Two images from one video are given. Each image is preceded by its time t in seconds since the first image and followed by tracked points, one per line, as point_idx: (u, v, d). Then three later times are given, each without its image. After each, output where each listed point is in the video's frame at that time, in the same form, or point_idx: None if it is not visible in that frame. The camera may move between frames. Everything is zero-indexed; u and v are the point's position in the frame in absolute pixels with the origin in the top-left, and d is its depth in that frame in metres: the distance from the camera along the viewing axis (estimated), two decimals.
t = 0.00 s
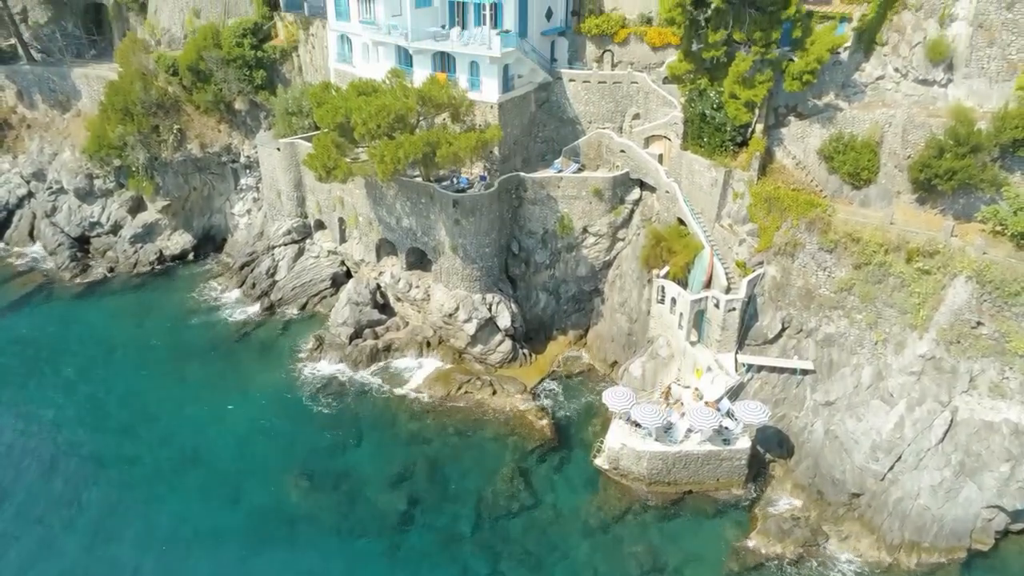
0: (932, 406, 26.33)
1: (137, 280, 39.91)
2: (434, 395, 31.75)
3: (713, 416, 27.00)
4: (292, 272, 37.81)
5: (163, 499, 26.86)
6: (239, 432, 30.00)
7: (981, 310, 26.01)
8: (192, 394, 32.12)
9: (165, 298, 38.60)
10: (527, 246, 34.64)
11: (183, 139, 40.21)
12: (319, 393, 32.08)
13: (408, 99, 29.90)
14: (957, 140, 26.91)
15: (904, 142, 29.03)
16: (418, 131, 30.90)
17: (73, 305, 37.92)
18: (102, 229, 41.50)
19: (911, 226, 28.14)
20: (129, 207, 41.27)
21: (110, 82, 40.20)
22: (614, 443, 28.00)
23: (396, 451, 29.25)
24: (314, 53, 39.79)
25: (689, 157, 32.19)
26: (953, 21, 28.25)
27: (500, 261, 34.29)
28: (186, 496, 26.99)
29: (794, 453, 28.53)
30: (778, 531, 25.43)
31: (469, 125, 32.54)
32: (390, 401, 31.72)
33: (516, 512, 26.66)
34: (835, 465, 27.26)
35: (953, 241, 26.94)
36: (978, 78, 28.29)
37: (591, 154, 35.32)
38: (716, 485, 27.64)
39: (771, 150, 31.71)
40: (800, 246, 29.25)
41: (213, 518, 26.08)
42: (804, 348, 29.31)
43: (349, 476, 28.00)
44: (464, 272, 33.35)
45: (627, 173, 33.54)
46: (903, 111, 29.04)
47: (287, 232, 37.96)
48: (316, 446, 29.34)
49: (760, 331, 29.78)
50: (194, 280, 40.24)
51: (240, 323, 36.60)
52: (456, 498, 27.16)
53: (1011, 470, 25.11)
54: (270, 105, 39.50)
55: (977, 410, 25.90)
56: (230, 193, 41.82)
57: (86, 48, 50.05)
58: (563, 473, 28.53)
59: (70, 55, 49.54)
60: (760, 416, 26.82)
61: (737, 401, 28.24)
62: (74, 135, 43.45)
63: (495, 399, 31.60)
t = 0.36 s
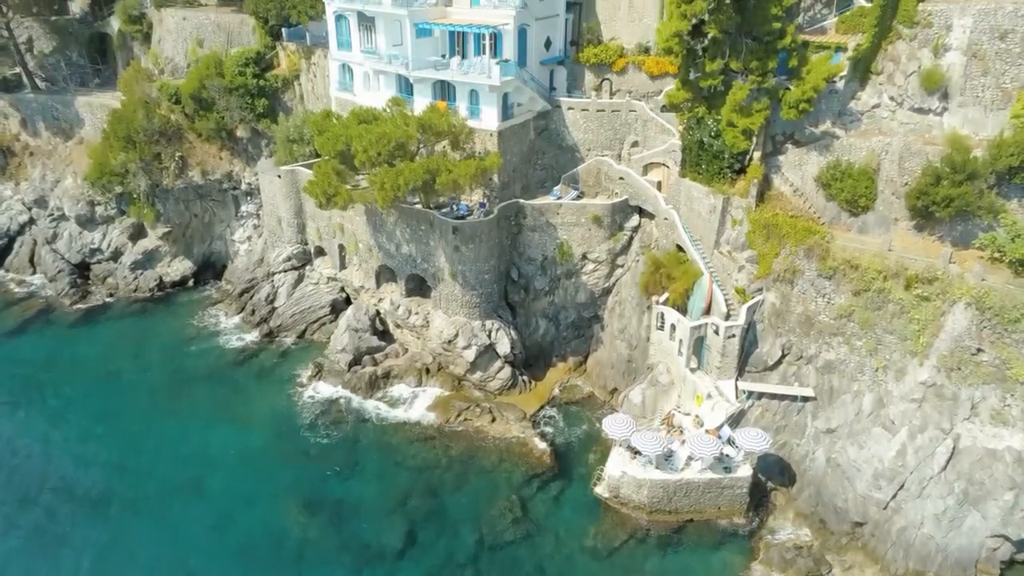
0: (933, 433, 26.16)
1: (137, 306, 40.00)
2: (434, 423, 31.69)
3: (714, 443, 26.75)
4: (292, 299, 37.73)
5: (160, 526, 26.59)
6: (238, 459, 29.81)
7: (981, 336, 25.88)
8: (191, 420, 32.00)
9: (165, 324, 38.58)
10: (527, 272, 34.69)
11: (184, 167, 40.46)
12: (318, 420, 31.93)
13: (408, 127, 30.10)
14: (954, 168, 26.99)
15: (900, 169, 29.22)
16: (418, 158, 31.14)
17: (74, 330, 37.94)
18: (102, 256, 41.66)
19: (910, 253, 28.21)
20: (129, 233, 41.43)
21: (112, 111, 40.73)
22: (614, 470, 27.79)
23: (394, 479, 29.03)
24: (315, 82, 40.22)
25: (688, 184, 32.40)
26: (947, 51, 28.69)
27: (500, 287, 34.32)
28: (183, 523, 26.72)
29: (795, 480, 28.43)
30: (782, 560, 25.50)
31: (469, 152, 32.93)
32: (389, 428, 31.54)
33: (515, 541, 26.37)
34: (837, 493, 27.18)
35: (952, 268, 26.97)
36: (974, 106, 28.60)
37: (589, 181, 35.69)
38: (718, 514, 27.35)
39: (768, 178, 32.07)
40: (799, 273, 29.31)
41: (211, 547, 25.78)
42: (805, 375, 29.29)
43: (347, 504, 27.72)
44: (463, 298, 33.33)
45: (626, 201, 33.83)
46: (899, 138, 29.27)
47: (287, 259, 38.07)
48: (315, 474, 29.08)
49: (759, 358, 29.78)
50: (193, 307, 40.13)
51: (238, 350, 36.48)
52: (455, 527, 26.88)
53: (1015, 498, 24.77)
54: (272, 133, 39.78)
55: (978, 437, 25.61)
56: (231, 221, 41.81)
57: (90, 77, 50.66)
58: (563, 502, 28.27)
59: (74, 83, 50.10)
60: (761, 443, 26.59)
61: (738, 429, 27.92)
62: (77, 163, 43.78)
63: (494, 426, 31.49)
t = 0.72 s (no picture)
0: (936, 463, 26.00)
1: (135, 333, 39.93)
2: (434, 451, 31.52)
3: (715, 471, 26.47)
4: (291, 325, 37.69)
5: (156, 556, 26.34)
6: (236, 487, 29.59)
7: (982, 364, 25.77)
8: (189, 448, 31.82)
9: (164, 351, 38.50)
10: (527, 300, 34.65)
11: (186, 195, 40.65)
12: (316, 448, 31.71)
13: (408, 156, 30.42)
14: (950, 196, 27.20)
15: (898, 198, 29.41)
16: (418, 186, 31.27)
17: (71, 359, 37.80)
18: (102, 283, 41.69)
19: (910, 281, 28.17)
20: (130, 261, 41.60)
21: (115, 139, 40.96)
22: (614, 500, 27.51)
23: (393, 508, 28.71)
24: (317, 111, 40.64)
25: (686, 212, 32.53)
26: (942, 81, 29.14)
27: (500, 315, 34.33)
28: (180, 553, 26.45)
29: (798, 510, 28.24)
30: None
31: (469, 181, 33.47)
32: (388, 457, 31.28)
33: (515, 571, 26.00)
34: (840, 522, 27.03)
35: (951, 295, 26.97)
36: (970, 135, 28.89)
37: (588, 209, 35.90)
38: (720, 544, 26.98)
39: (767, 207, 32.04)
40: (798, 300, 29.33)
41: None
42: (806, 404, 29.19)
43: (344, 534, 27.37)
44: (463, 325, 33.32)
45: (625, 228, 34.10)
46: (897, 167, 29.51)
47: (287, 286, 38.13)
48: (313, 503, 28.79)
49: (760, 386, 29.72)
50: (192, 334, 40.04)
51: (236, 378, 36.35)
52: (453, 558, 26.52)
53: (1020, 528, 24.15)
54: (273, 161, 40.01)
55: (982, 465, 25.32)
56: (232, 248, 41.97)
57: (93, 106, 51.26)
58: (563, 531, 27.96)
59: (77, 112, 50.59)
60: (762, 472, 26.45)
61: (740, 457, 27.66)
62: (79, 191, 44.10)
63: (493, 454, 31.32)
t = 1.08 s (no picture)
0: (941, 492, 25.70)
1: (134, 361, 39.78)
2: (433, 480, 31.24)
3: (717, 501, 25.95)
4: (291, 354, 37.65)
5: None
6: (231, 518, 29.20)
7: (984, 393, 25.73)
8: (184, 478, 31.47)
9: (162, 380, 38.30)
10: (527, 328, 34.62)
11: (186, 223, 40.78)
12: (314, 478, 31.42)
13: (409, 184, 30.58)
14: (948, 224, 27.31)
15: (896, 227, 29.55)
16: (418, 214, 31.38)
17: (68, 388, 37.54)
18: (102, 311, 41.77)
19: (910, 309, 28.21)
20: (130, 289, 41.68)
21: (118, 168, 41.27)
22: (617, 529, 26.95)
23: (392, 539, 28.36)
24: (318, 140, 40.98)
25: (685, 240, 32.60)
26: (937, 110, 29.45)
27: (500, 343, 34.28)
28: None
29: (801, 541, 27.59)
30: None
31: (469, 209, 33.49)
32: (387, 486, 30.95)
33: None
34: (845, 554, 26.56)
35: (952, 323, 27.03)
36: (966, 164, 29.12)
37: (587, 237, 36.01)
38: None
39: (766, 235, 32.01)
40: (798, 328, 29.30)
41: None
42: (807, 433, 29.03)
43: (343, 566, 26.93)
44: (463, 353, 33.23)
45: (625, 256, 34.10)
46: (895, 196, 29.70)
47: (287, 314, 38.11)
48: (309, 535, 28.35)
49: (761, 415, 29.50)
50: (190, 362, 39.95)
51: (234, 406, 36.13)
52: None
53: None
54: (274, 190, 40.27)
55: (986, 495, 25.17)
56: (232, 276, 42.01)
57: (97, 135, 51.75)
58: (564, 563, 27.57)
59: (81, 141, 51.06)
60: (764, 501, 25.85)
61: (742, 487, 27.35)
62: (80, 220, 44.31)
63: (493, 483, 31.05)
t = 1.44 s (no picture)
0: (946, 524, 25.57)
1: (133, 391, 39.57)
2: (432, 511, 30.86)
3: (719, 532, 25.52)
4: (290, 383, 37.52)
5: None
6: (226, 551, 28.76)
7: (987, 423, 25.55)
8: (180, 510, 31.08)
9: (160, 409, 38.07)
10: (527, 356, 34.50)
11: (187, 252, 40.84)
12: (311, 509, 31.05)
13: (410, 214, 30.69)
14: (947, 253, 27.34)
15: (895, 256, 29.58)
16: (418, 243, 31.49)
17: (63, 419, 37.16)
18: (101, 339, 41.64)
19: (910, 337, 28.17)
20: (129, 317, 41.57)
21: (121, 196, 41.32)
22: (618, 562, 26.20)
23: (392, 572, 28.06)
24: (320, 170, 41.18)
25: (685, 269, 32.64)
26: (933, 141, 29.72)
27: (500, 372, 34.16)
28: None
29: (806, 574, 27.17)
30: None
31: (469, 238, 33.61)
32: (385, 518, 30.60)
33: None
34: None
35: (952, 352, 27.00)
36: (964, 194, 29.31)
37: (587, 266, 36.18)
38: None
39: (766, 264, 32.18)
40: (799, 357, 29.25)
41: None
42: (809, 463, 28.74)
43: None
44: (463, 382, 33.12)
45: (625, 285, 34.16)
46: (893, 225, 29.78)
47: (287, 342, 38.03)
48: (306, 568, 27.94)
49: (763, 444, 29.16)
50: (189, 391, 39.76)
51: (233, 436, 35.87)
52: None
53: None
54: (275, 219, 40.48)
55: (992, 527, 25.01)
56: (232, 304, 42.03)
57: (100, 165, 52.14)
58: None
59: (83, 170, 51.45)
60: (767, 533, 25.52)
61: (746, 518, 26.94)
62: (81, 248, 44.52)
63: (492, 514, 30.65)
